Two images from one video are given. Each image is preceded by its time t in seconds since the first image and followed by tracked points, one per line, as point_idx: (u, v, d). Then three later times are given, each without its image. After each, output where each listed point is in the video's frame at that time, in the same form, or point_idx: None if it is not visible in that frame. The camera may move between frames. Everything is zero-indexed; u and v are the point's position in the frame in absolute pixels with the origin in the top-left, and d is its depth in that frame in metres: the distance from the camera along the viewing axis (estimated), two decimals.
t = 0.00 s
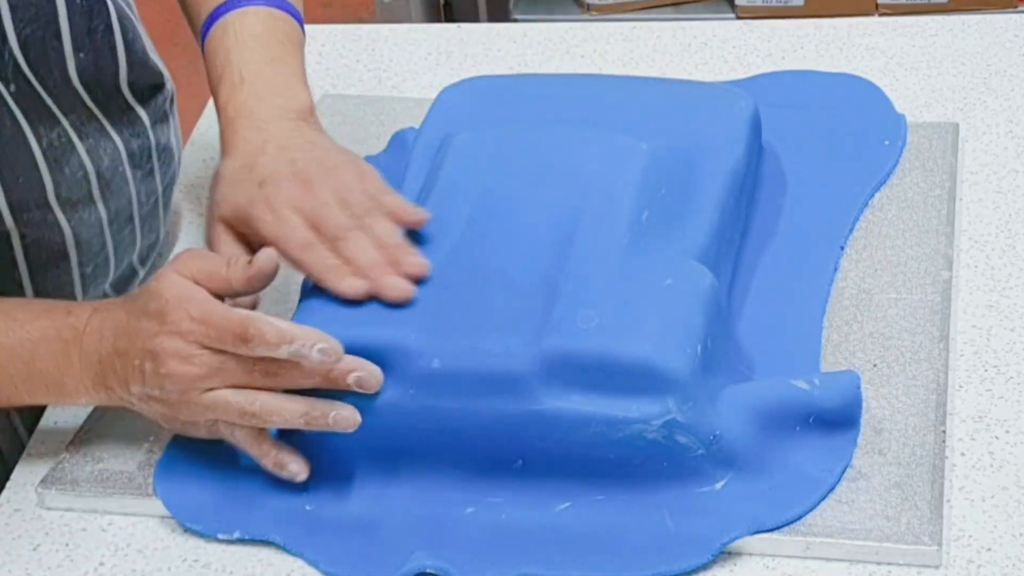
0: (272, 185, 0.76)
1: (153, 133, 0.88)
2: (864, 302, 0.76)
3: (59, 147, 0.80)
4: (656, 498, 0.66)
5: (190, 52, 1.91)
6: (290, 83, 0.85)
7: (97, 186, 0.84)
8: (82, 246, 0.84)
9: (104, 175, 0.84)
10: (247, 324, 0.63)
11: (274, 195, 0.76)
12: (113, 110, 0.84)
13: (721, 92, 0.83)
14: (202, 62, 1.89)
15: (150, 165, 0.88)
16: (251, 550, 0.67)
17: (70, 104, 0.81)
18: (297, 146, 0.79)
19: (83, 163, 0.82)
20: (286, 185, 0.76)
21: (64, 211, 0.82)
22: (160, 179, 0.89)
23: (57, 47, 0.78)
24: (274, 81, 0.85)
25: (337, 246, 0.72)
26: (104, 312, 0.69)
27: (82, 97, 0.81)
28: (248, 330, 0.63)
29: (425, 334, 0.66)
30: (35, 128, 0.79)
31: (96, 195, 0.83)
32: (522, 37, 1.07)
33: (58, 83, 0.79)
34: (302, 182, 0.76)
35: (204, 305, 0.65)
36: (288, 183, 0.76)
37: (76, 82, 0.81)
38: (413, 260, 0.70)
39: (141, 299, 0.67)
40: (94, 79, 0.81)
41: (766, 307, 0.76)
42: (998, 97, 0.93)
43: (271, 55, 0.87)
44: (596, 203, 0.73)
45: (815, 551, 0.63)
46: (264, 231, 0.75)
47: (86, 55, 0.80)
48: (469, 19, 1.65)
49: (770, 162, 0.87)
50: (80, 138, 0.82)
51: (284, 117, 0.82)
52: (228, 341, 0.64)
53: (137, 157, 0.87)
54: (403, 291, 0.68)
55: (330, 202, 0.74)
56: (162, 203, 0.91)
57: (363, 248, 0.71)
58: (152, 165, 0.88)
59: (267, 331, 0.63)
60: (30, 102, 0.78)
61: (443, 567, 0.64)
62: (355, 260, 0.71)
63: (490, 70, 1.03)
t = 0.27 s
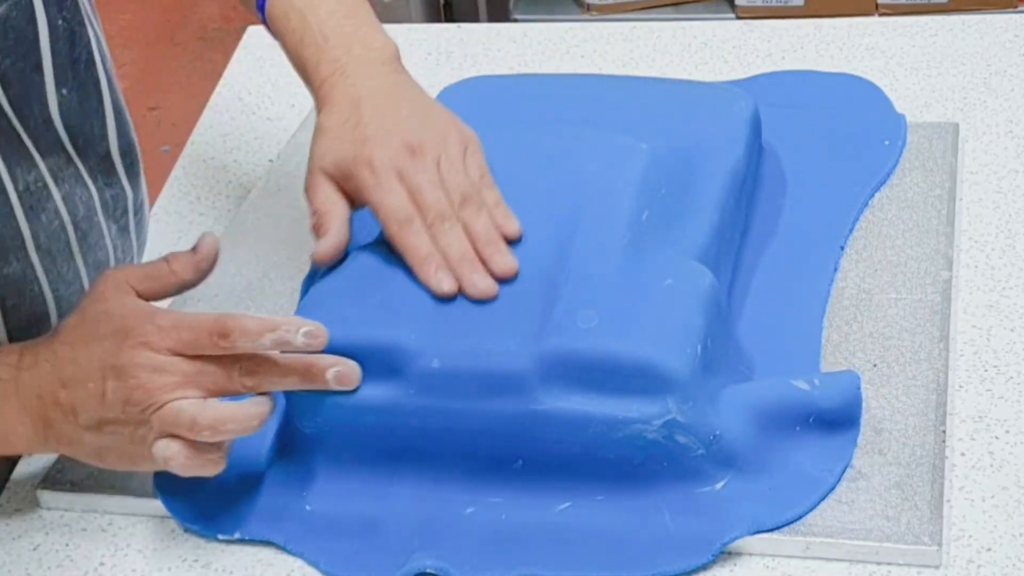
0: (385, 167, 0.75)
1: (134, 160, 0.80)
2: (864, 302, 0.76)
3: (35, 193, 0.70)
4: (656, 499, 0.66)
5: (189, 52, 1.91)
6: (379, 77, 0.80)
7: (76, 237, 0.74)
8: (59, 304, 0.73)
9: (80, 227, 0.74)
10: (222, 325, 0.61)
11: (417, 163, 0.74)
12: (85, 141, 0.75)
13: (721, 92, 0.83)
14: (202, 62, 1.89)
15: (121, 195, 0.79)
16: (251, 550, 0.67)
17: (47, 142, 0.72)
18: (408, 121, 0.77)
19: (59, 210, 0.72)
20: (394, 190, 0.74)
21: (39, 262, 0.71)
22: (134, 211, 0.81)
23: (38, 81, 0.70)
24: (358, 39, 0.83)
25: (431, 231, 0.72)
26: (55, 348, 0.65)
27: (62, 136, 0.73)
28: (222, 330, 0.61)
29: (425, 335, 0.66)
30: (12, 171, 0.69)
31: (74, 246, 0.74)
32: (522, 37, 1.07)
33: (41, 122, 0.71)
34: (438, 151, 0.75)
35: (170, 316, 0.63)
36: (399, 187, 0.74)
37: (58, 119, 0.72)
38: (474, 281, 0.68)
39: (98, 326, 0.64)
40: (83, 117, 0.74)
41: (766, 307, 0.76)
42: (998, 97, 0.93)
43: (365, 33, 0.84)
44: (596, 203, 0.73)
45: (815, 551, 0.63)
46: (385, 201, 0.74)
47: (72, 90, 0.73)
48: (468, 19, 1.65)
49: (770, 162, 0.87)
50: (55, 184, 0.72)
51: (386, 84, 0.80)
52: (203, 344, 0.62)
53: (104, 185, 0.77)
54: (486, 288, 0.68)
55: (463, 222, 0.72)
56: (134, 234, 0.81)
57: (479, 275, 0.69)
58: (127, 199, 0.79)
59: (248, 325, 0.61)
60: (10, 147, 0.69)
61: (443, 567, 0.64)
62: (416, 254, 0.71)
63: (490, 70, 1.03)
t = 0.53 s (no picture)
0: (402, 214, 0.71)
1: (109, 193, 0.77)
2: (864, 302, 0.76)
3: (11, 242, 0.67)
4: (656, 499, 0.66)
5: (189, 52, 1.91)
6: (369, 123, 0.77)
7: (54, 282, 0.71)
8: (41, 350, 0.72)
9: (58, 270, 0.71)
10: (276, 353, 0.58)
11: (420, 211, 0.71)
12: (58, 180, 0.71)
13: (721, 92, 0.83)
14: (202, 62, 1.89)
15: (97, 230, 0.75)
16: (252, 550, 0.67)
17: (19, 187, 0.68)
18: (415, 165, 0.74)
19: (36, 255, 0.69)
20: (391, 251, 0.69)
21: (18, 310, 0.69)
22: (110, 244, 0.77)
23: (7, 124, 0.67)
24: (340, 72, 0.80)
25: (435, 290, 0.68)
26: (72, 380, 0.60)
27: (35, 177, 0.69)
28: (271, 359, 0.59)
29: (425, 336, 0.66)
30: None
31: (52, 290, 0.71)
32: (522, 37, 1.07)
33: (13, 164, 0.67)
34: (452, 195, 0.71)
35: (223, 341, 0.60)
36: (395, 249, 0.69)
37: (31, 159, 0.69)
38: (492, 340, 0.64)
39: (129, 352, 0.60)
40: (55, 157, 0.71)
41: (766, 307, 0.76)
42: (998, 97, 0.93)
43: (347, 61, 0.81)
44: (596, 203, 0.73)
45: (815, 551, 0.63)
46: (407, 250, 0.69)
47: (41, 129, 0.69)
48: (469, 19, 1.65)
49: (770, 163, 0.87)
50: (30, 229, 0.69)
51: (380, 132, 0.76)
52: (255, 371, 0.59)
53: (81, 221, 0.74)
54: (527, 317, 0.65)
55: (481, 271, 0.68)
56: (111, 270, 0.78)
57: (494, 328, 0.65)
58: (103, 236, 0.76)
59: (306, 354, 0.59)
60: None
61: (443, 567, 0.64)
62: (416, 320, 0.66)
63: (490, 70, 1.03)
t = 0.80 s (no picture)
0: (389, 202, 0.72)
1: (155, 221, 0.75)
2: (864, 302, 0.76)
3: (55, 262, 0.65)
4: (656, 499, 0.66)
5: (189, 52, 1.91)
6: (413, 138, 0.77)
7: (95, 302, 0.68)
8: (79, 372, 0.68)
9: (100, 293, 0.69)
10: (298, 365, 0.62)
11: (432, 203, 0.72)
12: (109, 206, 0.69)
13: (721, 92, 0.83)
14: (203, 62, 1.89)
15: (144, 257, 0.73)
16: (252, 550, 0.67)
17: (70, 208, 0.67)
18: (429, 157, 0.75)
19: (78, 276, 0.67)
20: (388, 222, 0.72)
21: (61, 332, 0.66)
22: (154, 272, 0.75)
23: (63, 145, 0.65)
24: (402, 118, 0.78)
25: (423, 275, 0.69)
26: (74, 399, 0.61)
27: (88, 202, 0.68)
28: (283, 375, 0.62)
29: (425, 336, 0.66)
30: (33, 240, 0.64)
31: (94, 310, 0.68)
32: (522, 37, 1.07)
33: (65, 185, 0.66)
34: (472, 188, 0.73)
35: (231, 360, 0.63)
36: (394, 221, 0.72)
37: (82, 183, 0.67)
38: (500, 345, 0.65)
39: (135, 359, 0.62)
40: (107, 182, 0.69)
41: (766, 307, 0.76)
42: (998, 97, 0.93)
43: (412, 99, 0.80)
44: (597, 202, 0.73)
45: (815, 551, 0.63)
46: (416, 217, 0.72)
47: (94, 155, 0.68)
48: (469, 20, 1.65)
49: (770, 163, 0.87)
50: (76, 252, 0.67)
51: (431, 128, 0.78)
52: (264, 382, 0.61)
53: (128, 247, 0.72)
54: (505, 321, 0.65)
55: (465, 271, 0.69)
56: (152, 299, 0.76)
57: (465, 334, 0.65)
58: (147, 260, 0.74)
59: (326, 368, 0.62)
60: (37, 216, 0.64)
61: (443, 567, 0.64)
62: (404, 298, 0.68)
63: (490, 70, 1.03)
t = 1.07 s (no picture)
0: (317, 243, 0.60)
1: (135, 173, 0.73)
2: (864, 302, 0.76)
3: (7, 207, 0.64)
4: (656, 499, 0.66)
5: (189, 52, 1.91)
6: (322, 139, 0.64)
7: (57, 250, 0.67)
8: (41, 322, 0.67)
9: (64, 243, 0.67)
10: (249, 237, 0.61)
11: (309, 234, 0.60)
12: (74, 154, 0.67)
13: (721, 92, 0.83)
14: (203, 62, 1.89)
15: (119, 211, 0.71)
16: (252, 550, 0.67)
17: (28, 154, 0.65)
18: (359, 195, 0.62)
19: (38, 224, 0.66)
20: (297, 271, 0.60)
21: (18, 278, 0.65)
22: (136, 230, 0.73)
23: (23, 92, 0.63)
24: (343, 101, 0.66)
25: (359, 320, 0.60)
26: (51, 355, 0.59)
27: (49, 150, 0.66)
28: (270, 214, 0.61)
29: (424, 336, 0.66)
30: None
31: (54, 255, 0.67)
32: (522, 37, 1.07)
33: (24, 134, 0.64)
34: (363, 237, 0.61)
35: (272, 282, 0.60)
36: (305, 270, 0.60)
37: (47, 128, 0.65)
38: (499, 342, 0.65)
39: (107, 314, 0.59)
40: (73, 133, 0.67)
41: (766, 306, 0.76)
42: (998, 97, 0.93)
43: (346, 91, 0.66)
44: (597, 202, 0.73)
45: (815, 551, 0.63)
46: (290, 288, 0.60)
47: (58, 103, 0.65)
48: (469, 20, 1.65)
49: (769, 162, 0.87)
50: (34, 199, 0.66)
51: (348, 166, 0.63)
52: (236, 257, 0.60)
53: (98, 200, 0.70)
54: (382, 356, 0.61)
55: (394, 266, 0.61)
56: (134, 258, 0.73)
57: (375, 257, 0.60)
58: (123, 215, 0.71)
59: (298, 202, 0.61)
60: None
61: (443, 567, 0.64)
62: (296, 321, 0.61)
63: (490, 70, 1.03)
